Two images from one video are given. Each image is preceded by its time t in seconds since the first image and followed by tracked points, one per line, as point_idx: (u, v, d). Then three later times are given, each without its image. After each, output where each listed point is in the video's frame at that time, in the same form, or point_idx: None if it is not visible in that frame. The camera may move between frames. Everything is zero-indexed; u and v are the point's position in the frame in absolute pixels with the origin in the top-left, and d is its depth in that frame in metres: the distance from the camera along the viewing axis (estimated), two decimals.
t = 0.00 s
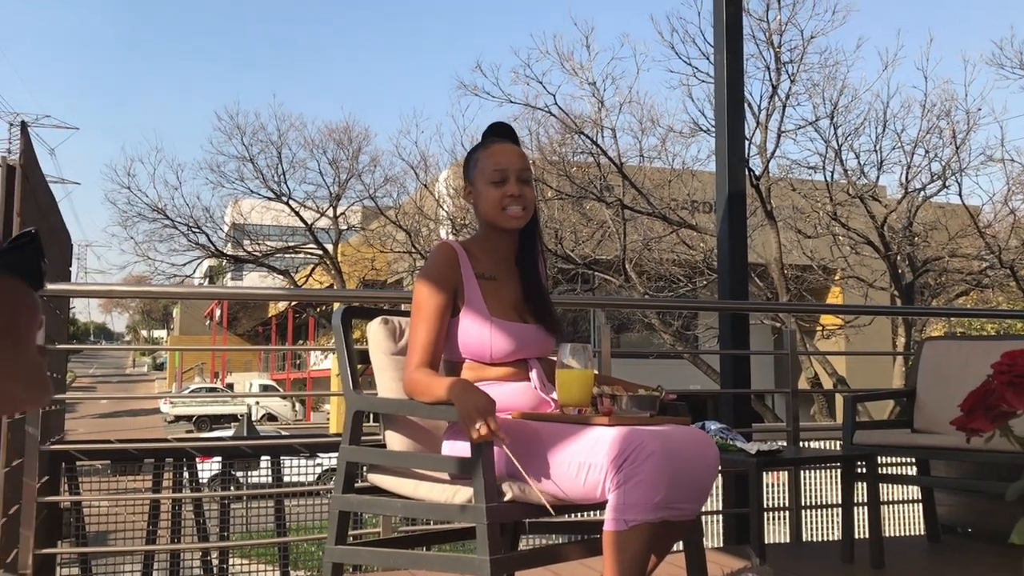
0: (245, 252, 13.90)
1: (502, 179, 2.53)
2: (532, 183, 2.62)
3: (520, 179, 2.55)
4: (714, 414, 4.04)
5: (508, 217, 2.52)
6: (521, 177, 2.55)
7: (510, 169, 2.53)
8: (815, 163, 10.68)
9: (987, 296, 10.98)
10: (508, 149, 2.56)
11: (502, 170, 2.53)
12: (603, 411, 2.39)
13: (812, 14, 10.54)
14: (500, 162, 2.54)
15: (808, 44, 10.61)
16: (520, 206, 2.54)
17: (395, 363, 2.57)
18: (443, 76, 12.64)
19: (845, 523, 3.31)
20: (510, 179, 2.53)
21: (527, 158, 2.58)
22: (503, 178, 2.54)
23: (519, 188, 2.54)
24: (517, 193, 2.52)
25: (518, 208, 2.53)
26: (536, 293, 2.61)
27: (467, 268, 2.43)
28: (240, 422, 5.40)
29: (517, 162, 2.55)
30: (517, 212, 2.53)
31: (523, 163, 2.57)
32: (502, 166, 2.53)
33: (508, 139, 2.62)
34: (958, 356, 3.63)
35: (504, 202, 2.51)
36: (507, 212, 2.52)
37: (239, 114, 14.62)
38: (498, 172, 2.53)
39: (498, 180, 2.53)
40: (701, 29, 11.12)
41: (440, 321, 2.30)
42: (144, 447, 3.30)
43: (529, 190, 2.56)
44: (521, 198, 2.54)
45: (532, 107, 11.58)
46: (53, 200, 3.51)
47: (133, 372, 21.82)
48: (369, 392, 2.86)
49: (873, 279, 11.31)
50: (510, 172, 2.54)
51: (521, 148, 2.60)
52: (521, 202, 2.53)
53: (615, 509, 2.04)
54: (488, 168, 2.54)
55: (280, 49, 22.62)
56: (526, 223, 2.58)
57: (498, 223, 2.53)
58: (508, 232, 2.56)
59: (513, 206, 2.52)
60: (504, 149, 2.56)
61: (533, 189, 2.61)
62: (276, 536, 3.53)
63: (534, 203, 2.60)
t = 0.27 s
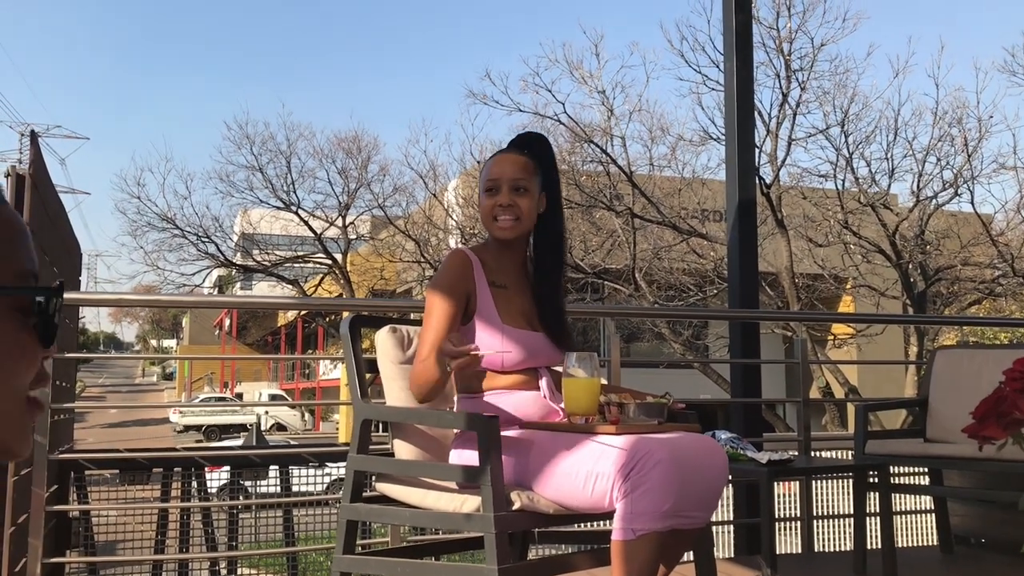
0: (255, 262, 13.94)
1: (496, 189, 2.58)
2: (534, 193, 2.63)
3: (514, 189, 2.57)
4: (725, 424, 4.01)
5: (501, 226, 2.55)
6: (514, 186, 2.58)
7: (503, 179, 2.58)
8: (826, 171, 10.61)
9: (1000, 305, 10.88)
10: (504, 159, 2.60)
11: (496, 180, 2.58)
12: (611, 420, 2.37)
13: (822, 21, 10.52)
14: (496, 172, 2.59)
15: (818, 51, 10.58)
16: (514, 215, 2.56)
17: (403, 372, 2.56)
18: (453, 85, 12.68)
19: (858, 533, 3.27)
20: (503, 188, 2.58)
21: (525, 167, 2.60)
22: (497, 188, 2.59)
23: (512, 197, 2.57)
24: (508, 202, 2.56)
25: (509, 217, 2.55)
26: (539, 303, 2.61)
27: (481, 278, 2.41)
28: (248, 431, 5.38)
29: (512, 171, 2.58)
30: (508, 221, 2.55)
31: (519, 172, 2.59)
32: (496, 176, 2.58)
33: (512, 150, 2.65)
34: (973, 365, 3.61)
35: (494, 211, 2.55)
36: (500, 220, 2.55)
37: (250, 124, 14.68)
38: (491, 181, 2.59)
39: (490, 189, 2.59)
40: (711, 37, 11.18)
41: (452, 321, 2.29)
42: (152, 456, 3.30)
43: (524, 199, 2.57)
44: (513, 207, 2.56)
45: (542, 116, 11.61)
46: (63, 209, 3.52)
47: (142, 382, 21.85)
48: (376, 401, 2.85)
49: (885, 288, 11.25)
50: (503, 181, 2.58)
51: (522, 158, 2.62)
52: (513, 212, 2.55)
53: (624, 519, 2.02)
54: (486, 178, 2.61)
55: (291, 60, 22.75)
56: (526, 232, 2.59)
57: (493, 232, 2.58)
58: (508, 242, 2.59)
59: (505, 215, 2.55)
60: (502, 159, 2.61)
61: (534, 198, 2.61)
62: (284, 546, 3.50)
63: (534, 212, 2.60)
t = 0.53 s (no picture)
0: (258, 263, 13.94)
1: (500, 190, 2.58)
2: (538, 194, 2.63)
3: (517, 190, 2.57)
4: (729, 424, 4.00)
5: (504, 227, 2.55)
6: (518, 187, 2.57)
7: (507, 179, 2.57)
8: (830, 172, 10.58)
9: (1005, 305, 10.85)
10: (507, 159, 2.59)
11: (500, 181, 2.58)
12: (616, 419, 2.36)
13: (826, 22, 10.52)
14: (499, 173, 2.59)
15: (822, 50, 10.58)
16: (517, 216, 2.56)
17: (408, 372, 2.55)
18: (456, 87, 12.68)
19: (863, 533, 3.26)
20: (506, 189, 2.58)
21: (529, 167, 2.59)
22: (501, 189, 2.59)
23: (516, 198, 2.57)
24: (511, 203, 2.56)
25: (512, 218, 2.55)
26: (541, 304, 2.62)
27: (487, 274, 2.41)
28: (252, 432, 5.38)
29: (517, 172, 2.58)
30: (511, 222, 2.55)
31: (523, 173, 2.58)
32: (499, 177, 2.58)
33: (516, 150, 2.65)
34: (977, 365, 3.61)
35: (497, 212, 2.56)
36: (502, 221, 2.56)
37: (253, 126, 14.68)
38: (493, 183, 2.59)
39: (494, 190, 2.59)
40: (714, 37, 11.15)
41: (426, 268, 2.21)
42: (156, 456, 3.30)
43: (528, 200, 2.57)
44: (517, 208, 2.56)
45: (545, 116, 11.61)
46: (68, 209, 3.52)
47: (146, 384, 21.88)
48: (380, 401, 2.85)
49: (889, 288, 11.23)
50: (507, 182, 2.58)
51: (527, 158, 2.62)
52: (516, 212, 2.55)
53: (630, 518, 2.01)
54: (490, 179, 2.61)
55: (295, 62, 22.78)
56: (529, 233, 2.60)
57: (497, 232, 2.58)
58: (511, 242, 2.59)
59: (508, 216, 2.55)
60: (507, 159, 2.61)
61: (538, 198, 2.61)
62: (287, 547, 3.53)
63: (537, 212, 2.60)
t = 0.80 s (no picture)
0: (258, 263, 13.94)
1: (503, 188, 2.60)
2: (540, 193, 2.64)
3: (520, 188, 2.59)
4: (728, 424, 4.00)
5: (505, 224, 2.57)
6: (520, 186, 2.59)
7: (510, 178, 2.59)
8: (829, 172, 10.61)
9: (1004, 306, 10.85)
10: (511, 159, 2.61)
11: (503, 179, 2.60)
12: (616, 420, 2.37)
13: (825, 22, 10.53)
14: (503, 171, 2.61)
15: (821, 51, 10.58)
16: (518, 214, 2.57)
17: (408, 372, 2.55)
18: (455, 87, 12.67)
19: (863, 533, 3.27)
20: (510, 187, 2.59)
21: (533, 167, 2.61)
22: (505, 187, 2.60)
23: (518, 196, 2.58)
24: (513, 201, 2.57)
25: (513, 216, 2.57)
26: (540, 304, 2.62)
27: (485, 270, 2.42)
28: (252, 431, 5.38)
29: (520, 171, 2.59)
30: (511, 219, 2.56)
31: (526, 172, 2.60)
32: (502, 175, 2.60)
33: (520, 150, 2.66)
34: (977, 365, 3.60)
35: (499, 210, 2.57)
36: (503, 219, 2.57)
37: (252, 125, 14.66)
38: (497, 181, 2.60)
39: (498, 188, 2.60)
40: (714, 37, 11.15)
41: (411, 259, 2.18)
42: (155, 456, 3.29)
43: (530, 199, 2.59)
44: (518, 207, 2.58)
45: (545, 116, 11.62)
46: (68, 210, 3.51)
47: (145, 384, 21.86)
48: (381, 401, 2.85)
49: (888, 288, 11.23)
50: (510, 180, 2.59)
51: (531, 158, 2.63)
52: (517, 211, 2.56)
53: (629, 518, 2.01)
54: (494, 177, 2.63)
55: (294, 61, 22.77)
56: (530, 232, 2.60)
57: (498, 230, 2.59)
58: (512, 240, 2.60)
59: (509, 214, 2.57)
60: (511, 158, 2.62)
61: (539, 198, 2.63)
62: (286, 547, 3.52)
63: (539, 212, 2.61)
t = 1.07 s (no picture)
0: (254, 263, 13.93)
1: (517, 186, 2.60)
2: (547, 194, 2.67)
3: (535, 187, 2.61)
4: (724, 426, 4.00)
5: (522, 222, 2.58)
6: (536, 186, 2.61)
7: (524, 177, 2.60)
8: (825, 174, 10.64)
9: (999, 308, 10.87)
10: (524, 158, 2.62)
11: (516, 177, 2.60)
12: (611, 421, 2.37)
13: (821, 24, 10.54)
14: (514, 170, 2.61)
15: (817, 53, 10.61)
16: (534, 213, 2.59)
17: (404, 373, 2.55)
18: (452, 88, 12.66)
19: (859, 534, 3.27)
20: (524, 186, 2.60)
21: (543, 168, 2.63)
22: (517, 185, 2.60)
23: (534, 195, 2.60)
24: (531, 199, 2.58)
25: (531, 215, 2.58)
26: (542, 304, 2.63)
27: (485, 270, 2.44)
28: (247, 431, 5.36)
29: (532, 171, 2.62)
30: (531, 218, 2.58)
31: (538, 173, 2.62)
32: (516, 174, 2.60)
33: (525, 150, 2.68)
34: (972, 366, 3.61)
35: (517, 208, 2.57)
36: (520, 217, 2.58)
37: (249, 126, 14.65)
38: (512, 179, 2.60)
39: (512, 187, 2.60)
40: (710, 39, 11.18)
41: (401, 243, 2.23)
42: (151, 456, 3.28)
43: (545, 198, 2.62)
44: (535, 206, 2.59)
45: (541, 118, 11.61)
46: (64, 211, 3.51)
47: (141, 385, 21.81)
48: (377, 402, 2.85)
49: (884, 290, 11.24)
50: (524, 179, 2.60)
51: (539, 159, 2.66)
52: (535, 209, 2.59)
53: (625, 520, 2.02)
54: (504, 175, 2.61)
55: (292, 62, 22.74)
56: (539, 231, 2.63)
57: (511, 227, 2.59)
58: (520, 239, 2.61)
59: (527, 212, 2.58)
60: (520, 158, 2.63)
61: (548, 198, 2.66)
62: (282, 548, 3.51)
63: (549, 211, 2.65)
